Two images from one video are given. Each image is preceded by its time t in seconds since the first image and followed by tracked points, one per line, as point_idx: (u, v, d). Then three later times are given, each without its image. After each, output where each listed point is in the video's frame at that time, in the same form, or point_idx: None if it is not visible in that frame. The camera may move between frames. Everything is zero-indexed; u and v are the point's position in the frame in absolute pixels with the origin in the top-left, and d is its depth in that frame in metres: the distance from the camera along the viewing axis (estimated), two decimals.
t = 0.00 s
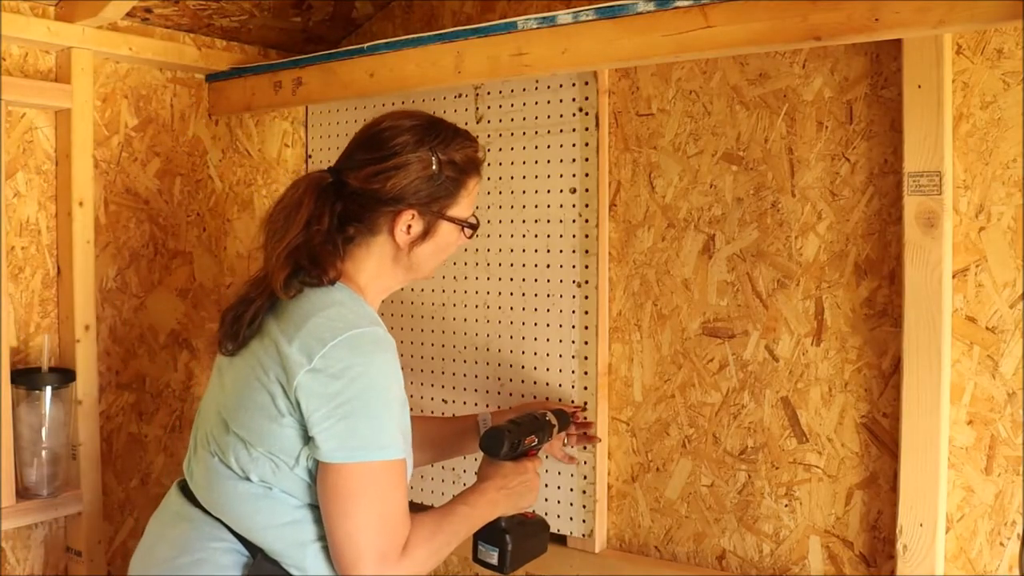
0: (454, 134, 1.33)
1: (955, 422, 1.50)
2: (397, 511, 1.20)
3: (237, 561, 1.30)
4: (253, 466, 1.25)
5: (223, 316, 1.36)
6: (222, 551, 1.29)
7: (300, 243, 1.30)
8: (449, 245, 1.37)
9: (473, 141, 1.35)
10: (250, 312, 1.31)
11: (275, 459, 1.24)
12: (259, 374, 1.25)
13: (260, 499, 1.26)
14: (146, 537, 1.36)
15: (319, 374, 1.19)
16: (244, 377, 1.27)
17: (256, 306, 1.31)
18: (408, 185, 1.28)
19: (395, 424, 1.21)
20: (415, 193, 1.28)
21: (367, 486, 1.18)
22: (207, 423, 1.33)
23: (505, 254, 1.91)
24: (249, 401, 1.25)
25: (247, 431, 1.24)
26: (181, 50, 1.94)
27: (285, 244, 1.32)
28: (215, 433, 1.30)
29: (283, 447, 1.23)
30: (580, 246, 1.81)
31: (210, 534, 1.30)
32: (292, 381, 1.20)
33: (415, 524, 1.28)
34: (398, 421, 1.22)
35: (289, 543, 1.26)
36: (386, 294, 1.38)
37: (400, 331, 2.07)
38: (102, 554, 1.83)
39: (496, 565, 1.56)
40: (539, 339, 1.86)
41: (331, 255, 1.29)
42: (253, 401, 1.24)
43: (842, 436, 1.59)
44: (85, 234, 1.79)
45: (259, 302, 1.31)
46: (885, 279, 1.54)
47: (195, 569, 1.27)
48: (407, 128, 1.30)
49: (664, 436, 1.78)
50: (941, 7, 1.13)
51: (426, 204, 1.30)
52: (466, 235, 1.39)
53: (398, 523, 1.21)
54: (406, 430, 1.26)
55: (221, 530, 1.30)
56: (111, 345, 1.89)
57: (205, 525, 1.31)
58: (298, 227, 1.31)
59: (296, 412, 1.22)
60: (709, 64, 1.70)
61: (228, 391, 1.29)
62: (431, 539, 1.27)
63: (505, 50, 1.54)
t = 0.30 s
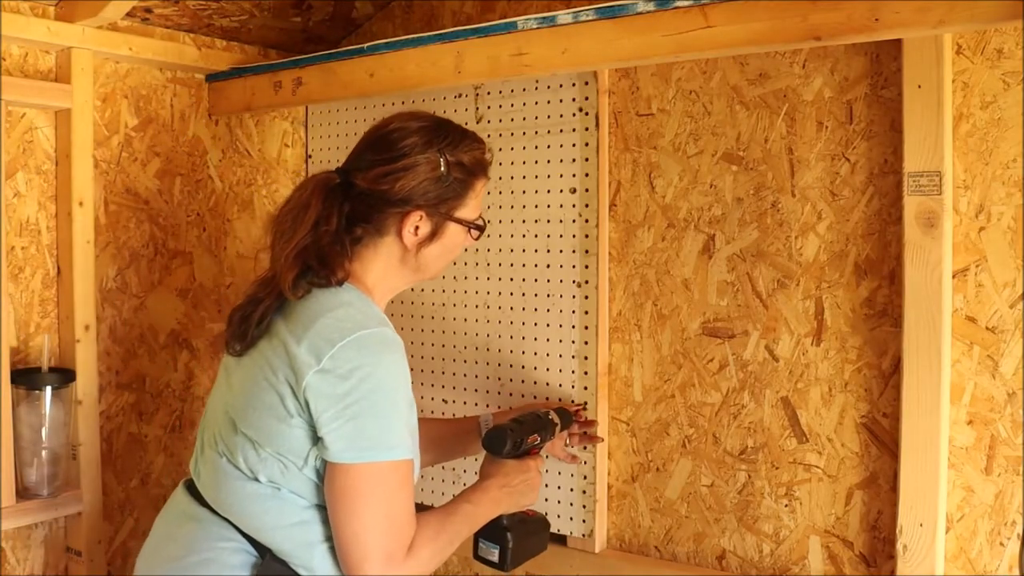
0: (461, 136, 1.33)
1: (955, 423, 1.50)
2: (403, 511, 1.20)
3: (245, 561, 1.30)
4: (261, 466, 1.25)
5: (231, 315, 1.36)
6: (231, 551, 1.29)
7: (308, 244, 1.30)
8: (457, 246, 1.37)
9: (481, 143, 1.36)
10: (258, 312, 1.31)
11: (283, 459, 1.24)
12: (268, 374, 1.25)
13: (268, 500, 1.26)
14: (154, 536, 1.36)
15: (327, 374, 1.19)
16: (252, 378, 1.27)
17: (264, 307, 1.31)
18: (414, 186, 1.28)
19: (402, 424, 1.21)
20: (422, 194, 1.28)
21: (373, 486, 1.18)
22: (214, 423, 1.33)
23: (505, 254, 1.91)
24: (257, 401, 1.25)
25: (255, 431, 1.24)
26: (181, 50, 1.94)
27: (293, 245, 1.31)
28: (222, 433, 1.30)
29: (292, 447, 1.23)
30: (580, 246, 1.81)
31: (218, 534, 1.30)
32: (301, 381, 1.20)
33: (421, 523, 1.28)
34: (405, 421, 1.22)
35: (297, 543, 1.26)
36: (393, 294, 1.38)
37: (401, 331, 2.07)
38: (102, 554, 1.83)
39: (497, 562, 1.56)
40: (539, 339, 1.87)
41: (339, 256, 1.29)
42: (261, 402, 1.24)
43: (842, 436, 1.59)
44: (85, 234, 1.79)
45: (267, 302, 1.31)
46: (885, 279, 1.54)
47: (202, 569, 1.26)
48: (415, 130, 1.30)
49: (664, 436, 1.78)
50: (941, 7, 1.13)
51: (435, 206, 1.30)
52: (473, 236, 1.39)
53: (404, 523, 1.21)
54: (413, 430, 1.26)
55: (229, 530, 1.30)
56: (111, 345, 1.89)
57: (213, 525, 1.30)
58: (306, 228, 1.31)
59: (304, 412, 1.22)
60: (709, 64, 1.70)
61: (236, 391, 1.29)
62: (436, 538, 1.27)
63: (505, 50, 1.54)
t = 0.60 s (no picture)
0: (463, 132, 1.33)
1: (955, 422, 1.50)
2: (406, 509, 1.21)
3: (254, 562, 1.30)
4: (268, 466, 1.25)
5: (234, 315, 1.36)
6: (241, 552, 1.29)
7: (311, 242, 1.30)
8: (458, 243, 1.36)
9: (483, 141, 1.36)
10: (261, 311, 1.31)
11: (290, 459, 1.24)
12: (272, 373, 1.24)
13: (275, 500, 1.26)
14: (162, 538, 1.36)
15: (331, 373, 1.19)
16: (256, 378, 1.26)
17: (267, 306, 1.31)
18: (416, 182, 1.28)
19: (406, 421, 1.21)
20: (423, 189, 1.29)
21: (376, 484, 1.18)
22: (220, 424, 1.32)
23: (506, 254, 1.91)
24: (262, 401, 1.25)
25: (261, 431, 1.24)
26: (181, 50, 1.94)
27: (296, 242, 1.31)
28: (228, 434, 1.30)
29: (297, 446, 1.23)
30: (580, 246, 1.81)
31: (227, 535, 1.30)
32: (305, 380, 1.20)
33: (425, 522, 1.28)
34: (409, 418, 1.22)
35: (304, 543, 1.26)
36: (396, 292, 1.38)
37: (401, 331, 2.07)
38: (102, 555, 1.83)
39: (494, 557, 1.56)
40: (539, 339, 1.87)
41: (342, 253, 1.29)
42: (265, 402, 1.24)
43: (842, 436, 1.59)
44: (85, 234, 1.79)
45: (270, 301, 1.31)
46: (885, 279, 1.54)
47: (213, 571, 1.26)
48: (417, 127, 1.31)
49: (664, 436, 1.78)
50: (941, 7, 1.13)
51: (436, 202, 1.30)
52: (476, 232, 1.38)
53: (407, 522, 1.21)
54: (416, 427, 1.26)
55: (238, 531, 1.30)
56: (111, 345, 1.89)
57: (222, 526, 1.30)
58: (308, 225, 1.31)
59: (309, 411, 1.22)
60: (709, 64, 1.70)
61: (241, 391, 1.29)
62: (439, 537, 1.27)
63: (505, 50, 1.54)
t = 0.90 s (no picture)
0: (461, 129, 1.33)
1: (955, 423, 1.50)
2: (409, 507, 1.21)
3: (266, 563, 1.29)
4: (273, 466, 1.25)
5: (237, 313, 1.36)
6: (251, 553, 1.28)
7: (312, 238, 1.30)
8: (458, 241, 1.36)
9: (482, 138, 1.36)
10: (265, 309, 1.31)
11: (295, 458, 1.24)
12: (276, 373, 1.24)
13: (281, 499, 1.26)
14: (172, 541, 1.35)
15: (335, 371, 1.19)
16: (260, 377, 1.26)
17: (270, 304, 1.31)
18: (416, 178, 1.28)
19: (409, 418, 1.21)
20: (423, 185, 1.29)
21: (377, 482, 1.18)
22: (225, 425, 1.32)
23: (505, 254, 1.91)
24: (267, 401, 1.24)
25: (266, 431, 1.24)
26: (181, 50, 1.94)
27: (297, 238, 1.32)
28: (232, 434, 1.30)
29: (302, 445, 1.23)
30: (580, 246, 1.81)
31: (237, 536, 1.29)
32: (308, 378, 1.20)
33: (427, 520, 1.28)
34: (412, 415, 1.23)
35: (311, 542, 1.26)
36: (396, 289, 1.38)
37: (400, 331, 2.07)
38: (102, 555, 1.83)
39: (498, 556, 1.57)
40: (539, 339, 1.86)
41: (343, 250, 1.30)
42: (270, 401, 1.24)
43: (842, 436, 1.59)
44: (85, 234, 1.79)
45: (273, 298, 1.31)
46: (885, 279, 1.54)
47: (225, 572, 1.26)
48: (416, 124, 1.31)
49: (664, 436, 1.78)
50: (941, 7, 1.13)
51: (435, 198, 1.30)
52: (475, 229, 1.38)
53: (410, 520, 1.21)
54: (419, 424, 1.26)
55: (248, 532, 1.29)
56: (112, 345, 1.89)
57: (231, 527, 1.30)
58: (309, 222, 1.31)
59: (313, 409, 1.21)
60: (709, 64, 1.70)
61: (245, 391, 1.28)
62: (440, 534, 1.27)
63: (505, 50, 1.54)
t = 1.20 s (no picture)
0: (459, 126, 1.33)
1: (955, 422, 1.50)
2: (414, 503, 1.21)
3: (279, 562, 1.29)
4: (282, 464, 1.25)
5: (242, 313, 1.36)
6: (263, 553, 1.28)
7: (312, 235, 1.31)
8: (455, 239, 1.37)
9: (478, 135, 1.36)
10: (269, 307, 1.31)
11: (303, 456, 1.24)
12: (283, 371, 1.25)
13: (291, 497, 1.26)
14: (183, 544, 1.35)
15: (341, 367, 1.20)
16: (267, 377, 1.27)
17: (273, 302, 1.31)
18: (413, 174, 1.28)
19: (415, 412, 1.22)
20: (420, 182, 1.29)
21: (381, 478, 1.18)
22: (232, 425, 1.32)
23: (505, 253, 1.90)
24: (275, 399, 1.25)
25: (274, 429, 1.24)
26: (181, 50, 1.94)
27: (298, 236, 1.32)
28: (240, 434, 1.30)
29: (311, 443, 1.23)
30: (580, 246, 1.81)
31: (248, 536, 1.29)
32: (316, 376, 1.20)
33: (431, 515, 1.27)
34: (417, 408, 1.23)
35: (320, 540, 1.26)
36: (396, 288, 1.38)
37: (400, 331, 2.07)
38: (102, 555, 1.83)
39: (512, 555, 1.60)
40: (538, 339, 1.86)
41: (343, 247, 1.30)
42: (277, 399, 1.24)
43: (842, 436, 1.60)
44: (85, 234, 1.79)
45: (276, 296, 1.32)
46: (885, 279, 1.54)
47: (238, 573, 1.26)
48: (414, 121, 1.31)
49: (664, 436, 1.78)
50: (941, 7, 1.13)
51: (432, 195, 1.30)
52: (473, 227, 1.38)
53: (415, 514, 1.21)
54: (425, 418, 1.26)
55: (259, 532, 1.29)
56: (111, 344, 1.89)
57: (242, 527, 1.30)
58: (309, 220, 1.32)
59: (320, 406, 1.22)
60: (709, 64, 1.70)
61: (252, 391, 1.29)
62: (445, 530, 1.27)
63: (504, 50, 1.54)
